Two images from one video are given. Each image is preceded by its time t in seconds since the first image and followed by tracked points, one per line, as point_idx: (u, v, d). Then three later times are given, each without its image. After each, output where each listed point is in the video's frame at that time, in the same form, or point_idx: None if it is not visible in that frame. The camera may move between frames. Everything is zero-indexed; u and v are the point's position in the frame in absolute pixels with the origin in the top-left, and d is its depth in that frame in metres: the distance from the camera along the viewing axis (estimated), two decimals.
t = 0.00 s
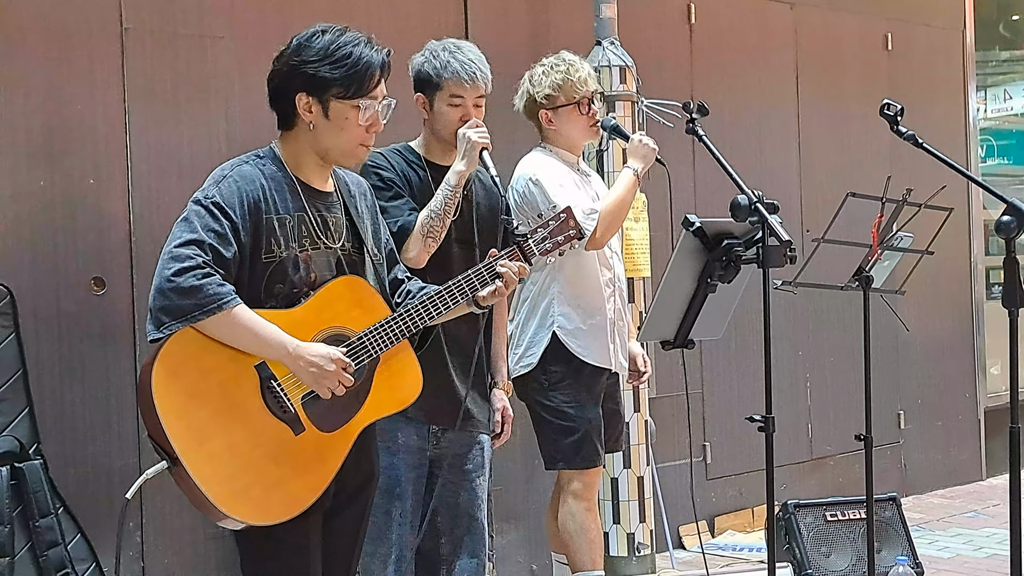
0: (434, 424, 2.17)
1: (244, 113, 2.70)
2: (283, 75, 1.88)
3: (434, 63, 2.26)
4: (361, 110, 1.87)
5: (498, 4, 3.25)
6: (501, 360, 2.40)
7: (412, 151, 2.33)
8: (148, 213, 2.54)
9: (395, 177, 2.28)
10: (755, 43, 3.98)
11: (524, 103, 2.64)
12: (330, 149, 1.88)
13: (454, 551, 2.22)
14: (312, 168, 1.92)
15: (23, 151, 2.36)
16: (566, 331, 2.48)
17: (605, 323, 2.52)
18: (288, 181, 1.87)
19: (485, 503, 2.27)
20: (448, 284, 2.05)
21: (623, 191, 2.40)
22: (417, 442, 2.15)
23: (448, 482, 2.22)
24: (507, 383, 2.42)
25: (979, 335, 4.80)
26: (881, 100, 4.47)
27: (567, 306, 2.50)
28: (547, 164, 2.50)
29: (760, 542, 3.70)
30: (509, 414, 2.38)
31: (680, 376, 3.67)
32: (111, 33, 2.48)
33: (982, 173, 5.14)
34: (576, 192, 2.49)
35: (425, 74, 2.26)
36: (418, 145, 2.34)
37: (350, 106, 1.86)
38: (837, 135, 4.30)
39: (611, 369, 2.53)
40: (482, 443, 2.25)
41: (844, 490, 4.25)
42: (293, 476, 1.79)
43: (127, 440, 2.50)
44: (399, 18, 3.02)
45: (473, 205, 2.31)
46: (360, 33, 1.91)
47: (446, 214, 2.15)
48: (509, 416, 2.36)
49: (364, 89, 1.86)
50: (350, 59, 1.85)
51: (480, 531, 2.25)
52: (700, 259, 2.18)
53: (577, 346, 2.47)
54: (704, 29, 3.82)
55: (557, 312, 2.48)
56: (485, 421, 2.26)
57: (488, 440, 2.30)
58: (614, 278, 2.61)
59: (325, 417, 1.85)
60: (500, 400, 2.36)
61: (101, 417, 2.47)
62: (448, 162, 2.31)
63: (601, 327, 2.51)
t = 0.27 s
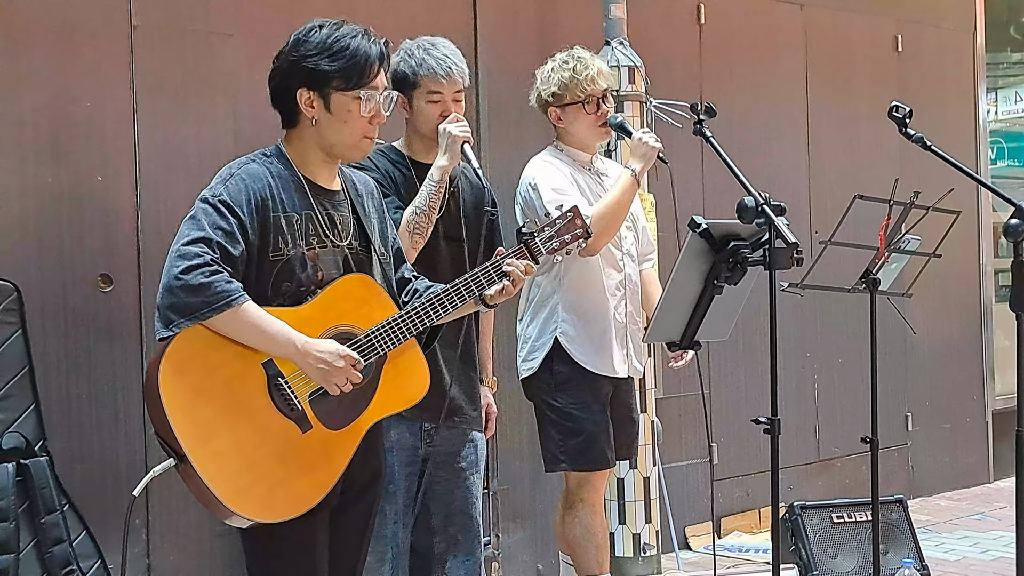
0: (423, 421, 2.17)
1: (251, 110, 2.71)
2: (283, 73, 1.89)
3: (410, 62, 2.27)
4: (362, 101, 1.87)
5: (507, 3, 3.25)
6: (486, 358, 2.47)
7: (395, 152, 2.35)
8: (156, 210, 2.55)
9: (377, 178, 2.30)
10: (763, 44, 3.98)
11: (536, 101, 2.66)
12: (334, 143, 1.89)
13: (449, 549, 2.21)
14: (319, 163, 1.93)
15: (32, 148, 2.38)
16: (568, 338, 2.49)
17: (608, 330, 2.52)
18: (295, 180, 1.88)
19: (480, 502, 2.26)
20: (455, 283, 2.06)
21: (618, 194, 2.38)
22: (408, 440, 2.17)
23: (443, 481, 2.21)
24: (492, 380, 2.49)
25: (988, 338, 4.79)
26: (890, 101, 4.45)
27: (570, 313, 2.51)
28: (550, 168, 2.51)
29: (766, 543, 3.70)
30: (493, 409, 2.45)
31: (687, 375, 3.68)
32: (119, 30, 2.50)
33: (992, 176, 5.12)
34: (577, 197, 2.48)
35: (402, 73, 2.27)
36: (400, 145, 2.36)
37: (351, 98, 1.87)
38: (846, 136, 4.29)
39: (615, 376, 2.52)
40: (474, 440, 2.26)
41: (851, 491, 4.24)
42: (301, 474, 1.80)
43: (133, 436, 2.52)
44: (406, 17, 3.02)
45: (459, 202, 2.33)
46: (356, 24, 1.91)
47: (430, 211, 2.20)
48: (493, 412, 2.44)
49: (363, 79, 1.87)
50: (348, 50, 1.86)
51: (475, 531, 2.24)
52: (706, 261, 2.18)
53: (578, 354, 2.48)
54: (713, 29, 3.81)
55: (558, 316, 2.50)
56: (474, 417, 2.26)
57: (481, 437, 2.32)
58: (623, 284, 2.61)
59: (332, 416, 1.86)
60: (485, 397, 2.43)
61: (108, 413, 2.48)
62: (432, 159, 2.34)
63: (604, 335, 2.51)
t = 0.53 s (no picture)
0: (416, 420, 2.17)
1: (256, 110, 2.72)
2: (275, 73, 1.91)
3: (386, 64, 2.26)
4: (350, 91, 1.88)
5: (512, 3, 3.26)
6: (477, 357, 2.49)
7: (377, 154, 2.36)
8: (161, 211, 2.56)
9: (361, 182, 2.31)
10: (769, 43, 3.98)
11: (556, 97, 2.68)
12: (329, 135, 1.89)
13: (450, 548, 2.20)
14: (319, 160, 1.93)
15: (37, 148, 2.39)
16: (559, 352, 2.52)
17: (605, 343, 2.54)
18: (300, 179, 1.89)
19: (477, 498, 2.25)
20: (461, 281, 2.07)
21: (607, 222, 2.40)
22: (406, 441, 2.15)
23: (439, 479, 2.21)
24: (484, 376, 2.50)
25: (994, 337, 4.78)
26: (896, 100, 4.45)
27: (563, 327, 2.54)
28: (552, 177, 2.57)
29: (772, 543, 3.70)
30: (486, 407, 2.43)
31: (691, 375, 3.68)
32: (124, 31, 2.51)
33: (999, 175, 5.11)
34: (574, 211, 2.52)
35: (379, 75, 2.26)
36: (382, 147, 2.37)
37: (340, 90, 1.87)
38: (852, 134, 4.28)
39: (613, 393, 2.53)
40: (469, 437, 2.26)
41: (857, 491, 4.24)
42: (309, 474, 1.81)
43: (138, 436, 2.53)
44: (411, 17, 3.03)
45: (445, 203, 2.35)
46: (341, 17, 1.93)
47: (416, 210, 2.22)
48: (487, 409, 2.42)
49: (349, 68, 1.87)
50: (331, 40, 1.87)
51: (474, 528, 2.23)
52: (710, 261, 2.18)
53: (569, 369, 2.52)
54: (718, 29, 3.81)
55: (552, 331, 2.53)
56: (468, 413, 2.26)
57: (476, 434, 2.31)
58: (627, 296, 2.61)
59: (339, 416, 1.87)
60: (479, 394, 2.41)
61: (113, 412, 2.50)
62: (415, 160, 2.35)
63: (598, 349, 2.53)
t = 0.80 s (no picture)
0: (409, 419, 2.18)
1: (261, 109, 2.73)
2: (274, 75, 1.93)
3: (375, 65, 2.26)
4: (346, 86, 1.87)
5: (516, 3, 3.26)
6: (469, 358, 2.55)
7: (367, 155, 2.35)
8: (165, 209, 2.57)
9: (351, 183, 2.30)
10: (773, 43, 3.97)
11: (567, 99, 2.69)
12: (330, 131, 1.89)
13: (448, 547, 2.20)
14: (325, 158, 1.94)
15: (42, 146, 2.40)
16: (554, 355, 2.56)
17: (599, 351, 2.55)
18: (304, 178, 1.90)
19: (476, 495, 2.24)
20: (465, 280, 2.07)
21: (601, 241, 2.40)
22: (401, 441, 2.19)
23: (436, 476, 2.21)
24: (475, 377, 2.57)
25: (997, 338, 4.77)
26: (900, 101, 4.44)
27: (559, 332, 2.57)
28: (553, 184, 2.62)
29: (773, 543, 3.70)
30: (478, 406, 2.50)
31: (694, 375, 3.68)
32: (129, 29, 2.52)
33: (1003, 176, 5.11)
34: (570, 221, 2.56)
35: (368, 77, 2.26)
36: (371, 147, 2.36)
37: (335, 86, 1.87)
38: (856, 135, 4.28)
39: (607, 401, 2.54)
40: (467, 435, 2.25)
41: (859, 491, 4.24)
42: (310, 474, 1.81)
43: (141, 433, 2.54)
44: (415, 16, 3.03)
45: (437, 204, 2.35)
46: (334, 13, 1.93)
47: (409, 210, 2.24)
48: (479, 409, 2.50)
49: (343, 63, 1.87)
50: (323, 37, 1.88)
51: (472, 525, 2.22)
52: (713, 262, 2.19)
53: (564, 375, 2.54)
54: (723, 29, 3.81)
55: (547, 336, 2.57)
56: (465, 412, 2.24)
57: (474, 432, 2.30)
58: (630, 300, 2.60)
59: (341, 416, 1.87)
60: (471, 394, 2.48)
61: (116, 409, 2.51)
62: (404, 161, 2.35)
63: (594, 356, 2.54)
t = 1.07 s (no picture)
0: (403, 420, 2.15)
1: (256, 109, 2.72)
2: (266, 82, 1.93)
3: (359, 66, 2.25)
4: (335, 84, 1.88)
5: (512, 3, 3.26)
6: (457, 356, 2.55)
7: (353, 156, 2.33)
8: (159, 209, 2.57)
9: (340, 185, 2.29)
10: (769, 44, 3.98)
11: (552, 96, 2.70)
12: (324, 130, 1.89)
13: (440, 548, 2.21)
14: (322, 159, 1.94)
15: (37, 146, 2.40)
16: (554, 353, 2.56)
17: (597, 347, 2.55)
18: (297, 180, 1.90)
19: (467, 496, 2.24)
20: (459, 283, 2.07)
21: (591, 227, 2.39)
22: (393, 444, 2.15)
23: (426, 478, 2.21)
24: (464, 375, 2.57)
25: (991, 338, 4.78)
26: (896, 101, 4.45)
27: (557, 328, 2.57)
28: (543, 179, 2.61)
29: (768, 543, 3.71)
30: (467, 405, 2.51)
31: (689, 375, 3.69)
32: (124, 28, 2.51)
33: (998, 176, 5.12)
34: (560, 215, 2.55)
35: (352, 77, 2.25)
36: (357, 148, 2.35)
37: (325, 85, 1.88)
38: (852, 135, 4.29)
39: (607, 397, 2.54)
40: (457, 436, 2.25)
41: (854, 491, 4.24)
42: (303, 476, 1.81)
43: (135, 434, 2.54)
44: (410, 16, 3.03)
45: (427, 204, 2.36)
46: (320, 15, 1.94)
47: (398, 210, 2.25)
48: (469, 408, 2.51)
49: (331, 62, 1.88)
50: (308, 37, 1.88)
51: (462, 526, 2.22)
52: (706, 263, 2.19)
53: (563, 372, 2.55)
54: (718, 29, 3.81)
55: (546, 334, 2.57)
56: (455, 412, 2.25)
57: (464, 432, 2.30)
58: (624, 296, 2.60)
59: (334, 418, 1.87)
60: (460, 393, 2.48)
61: (110, 410, 2.50)
62: (392, 161, 2.37)
63: (591, 352, 2.54)
